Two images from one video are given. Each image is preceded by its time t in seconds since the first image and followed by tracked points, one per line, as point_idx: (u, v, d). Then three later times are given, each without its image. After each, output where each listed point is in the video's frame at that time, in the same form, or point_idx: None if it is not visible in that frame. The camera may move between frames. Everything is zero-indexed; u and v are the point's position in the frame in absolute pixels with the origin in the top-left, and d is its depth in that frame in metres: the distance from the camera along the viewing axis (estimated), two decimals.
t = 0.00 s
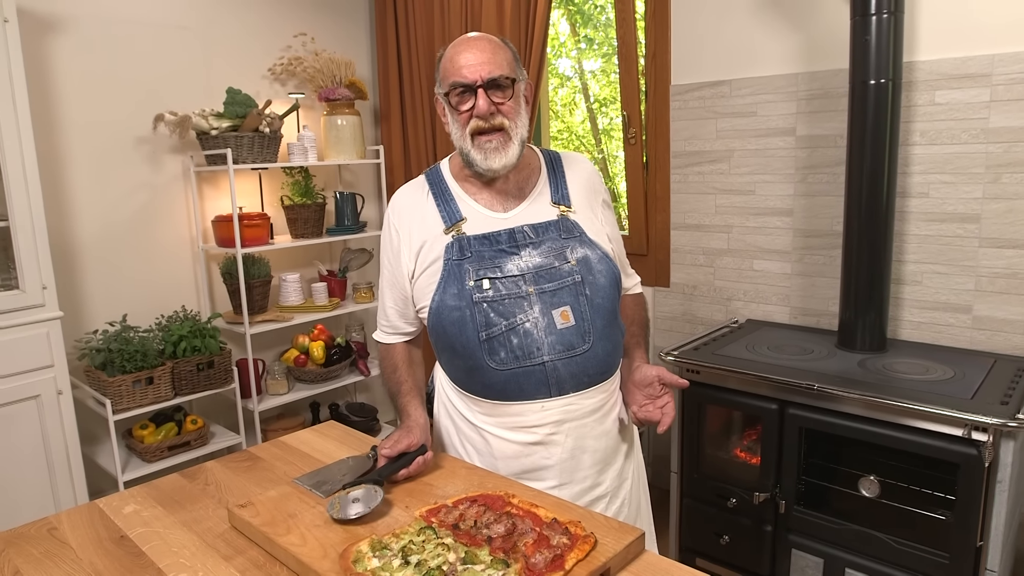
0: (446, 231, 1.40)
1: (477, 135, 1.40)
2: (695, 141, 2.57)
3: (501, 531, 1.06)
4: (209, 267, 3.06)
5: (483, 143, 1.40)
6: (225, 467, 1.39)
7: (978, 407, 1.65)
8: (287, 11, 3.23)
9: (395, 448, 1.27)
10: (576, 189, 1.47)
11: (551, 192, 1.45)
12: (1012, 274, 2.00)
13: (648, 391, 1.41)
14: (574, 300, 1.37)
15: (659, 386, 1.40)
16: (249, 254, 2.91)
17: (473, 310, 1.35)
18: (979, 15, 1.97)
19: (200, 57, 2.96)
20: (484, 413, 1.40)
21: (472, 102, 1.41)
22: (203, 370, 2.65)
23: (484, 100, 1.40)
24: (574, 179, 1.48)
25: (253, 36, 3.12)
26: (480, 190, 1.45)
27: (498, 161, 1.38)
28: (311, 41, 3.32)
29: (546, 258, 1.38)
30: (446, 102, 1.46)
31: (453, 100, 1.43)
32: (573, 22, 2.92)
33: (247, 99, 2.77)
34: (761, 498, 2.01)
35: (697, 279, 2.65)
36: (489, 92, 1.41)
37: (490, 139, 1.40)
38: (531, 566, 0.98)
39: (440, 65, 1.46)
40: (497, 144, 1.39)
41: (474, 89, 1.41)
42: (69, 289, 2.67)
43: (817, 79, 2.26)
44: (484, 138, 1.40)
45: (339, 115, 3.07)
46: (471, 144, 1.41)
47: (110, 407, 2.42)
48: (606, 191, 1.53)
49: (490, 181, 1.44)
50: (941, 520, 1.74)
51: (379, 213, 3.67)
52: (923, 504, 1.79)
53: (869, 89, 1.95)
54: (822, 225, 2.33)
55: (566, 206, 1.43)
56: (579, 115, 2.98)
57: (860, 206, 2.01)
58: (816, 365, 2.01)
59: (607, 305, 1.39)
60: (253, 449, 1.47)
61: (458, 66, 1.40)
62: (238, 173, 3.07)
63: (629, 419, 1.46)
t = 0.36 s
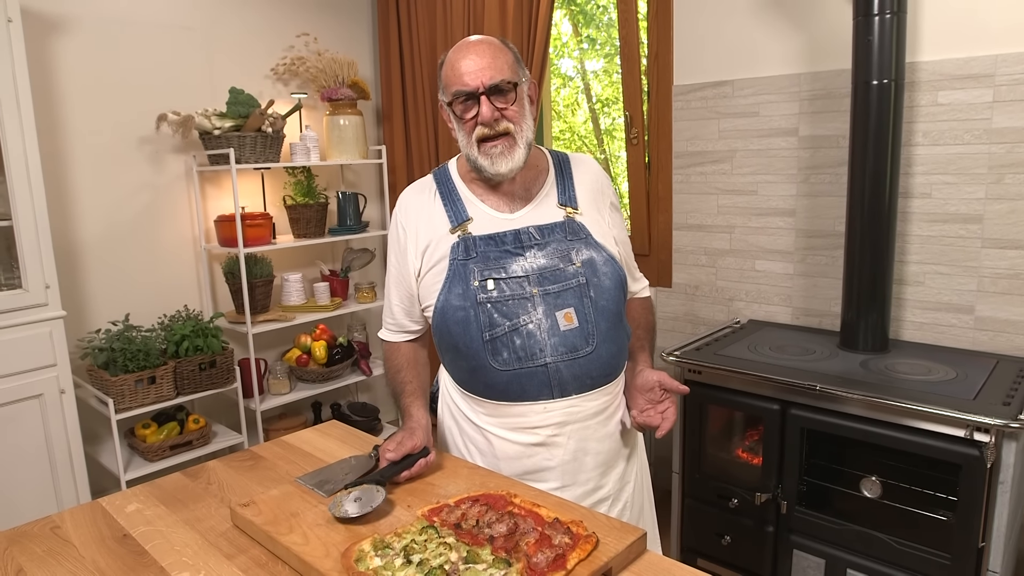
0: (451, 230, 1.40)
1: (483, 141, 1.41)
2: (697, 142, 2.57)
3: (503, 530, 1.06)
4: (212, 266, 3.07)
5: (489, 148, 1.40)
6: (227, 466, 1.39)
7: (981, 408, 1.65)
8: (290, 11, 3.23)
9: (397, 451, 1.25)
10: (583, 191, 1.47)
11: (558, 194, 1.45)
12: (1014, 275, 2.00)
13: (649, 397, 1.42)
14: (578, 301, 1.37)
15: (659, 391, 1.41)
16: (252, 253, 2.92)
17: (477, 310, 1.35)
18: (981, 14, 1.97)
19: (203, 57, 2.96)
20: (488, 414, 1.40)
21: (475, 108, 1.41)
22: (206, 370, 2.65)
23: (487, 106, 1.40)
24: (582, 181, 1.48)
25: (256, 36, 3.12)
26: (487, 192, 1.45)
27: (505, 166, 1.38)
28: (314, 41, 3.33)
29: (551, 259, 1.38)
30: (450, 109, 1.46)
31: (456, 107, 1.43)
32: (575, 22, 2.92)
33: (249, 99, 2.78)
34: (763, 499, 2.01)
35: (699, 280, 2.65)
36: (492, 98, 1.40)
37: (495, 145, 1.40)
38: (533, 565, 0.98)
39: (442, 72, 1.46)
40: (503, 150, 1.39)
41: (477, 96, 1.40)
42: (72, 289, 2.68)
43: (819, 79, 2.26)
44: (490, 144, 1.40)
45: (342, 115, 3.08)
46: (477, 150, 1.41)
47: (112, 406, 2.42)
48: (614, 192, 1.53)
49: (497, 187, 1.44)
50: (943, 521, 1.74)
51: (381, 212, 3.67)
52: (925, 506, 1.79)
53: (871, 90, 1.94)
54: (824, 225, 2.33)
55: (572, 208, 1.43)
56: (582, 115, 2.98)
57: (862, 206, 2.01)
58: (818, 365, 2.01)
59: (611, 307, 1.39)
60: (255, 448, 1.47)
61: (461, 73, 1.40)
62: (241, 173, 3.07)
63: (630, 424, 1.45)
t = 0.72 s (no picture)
0: (452, 230, 1.40)
1: (482, 142, 1.39)
2: (697, 142, 2.57)
3: (502, 530, 1.06)
4: (210, 267, 3.06)
5: (489, 150, 1.39)
6: (226, 466, 1.39)
7: (979, 409, 1.65)
8: (289, 10, 3.23)
9: (394, 454, 1.25)
10: (585, 191, 1.46)
11: (559, 195, 1.44)
12: (1012, 275, 2.00)
13: (648, 399, 1.43)
14: (576, 304, 1.36)
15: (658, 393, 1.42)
16: (251, 253, 2.92)
17: (474, 312, 1.35)
18: (978, 14, 1.97)
19: (202, 57, 2.96)
20: (485, 415, 1.40)
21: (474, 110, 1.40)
22: (204, 370, 2.65)
23: (486, 108, 1.38)
24: (584, 181, 1.47)
25: (254, 36, 3.12)
26: (488, 192, 1.45)
27: (504, 166, 1.38)
28: (313, 41, 3.32)
29: (550, 261, 1.37)
30: (449, 111, 1.45)
31: (455, 109, 1.42)
32: (574, 22, 2.93)
33: (248, 99, 2.78)
34: (761, 499, 2.01)
35: (698, 280, 2.65)
36: (491, 100, 1.39)
37: (494, 146, 1.39)
38: (532, 566, 0.98)
39: (439, 73, 1.44)
40: (502, 151, 1.39)
41: (475, 97, 1.39)
42: (70, 289, 2.68)
43: (819, 80, 2.26)
44: (489, 145, 1.39)
45: (341, 115, 3.07)
46: (476, 151, 1.40)
47: (110, 406, 2.42)
48: (616, 193, 1.52)
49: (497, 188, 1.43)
50: (942, 522, 1.74)
51: (380, 212, 3.67)
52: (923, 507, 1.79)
53: (870, 90, 1.95)
54: (823, 226, 2.33)
55: (573, 209, 1.43)
56: (581, 115, 2.98)
57: (861, 207, 2.01)
58: (817, 365, 2.01)
59: (610, 310, 1.38)
60: (254, 448, 1.47)
61: (460, 74, 1.38)
62: (239, 173, 3.07)
63: (628, 430, 1.45)
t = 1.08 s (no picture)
0: (459, 220, 1.38)
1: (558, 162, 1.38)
2: (696, 143, 2.57)
3: (502, 532, 1.06)
4: (209, 266, 3.06)
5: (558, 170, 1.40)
6: (225, 466, 1.38)
7: (979, 410, 1.65)
8: (289, 10, 3.22)
9: (394, 455, 1.25)
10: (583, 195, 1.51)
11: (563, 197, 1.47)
12: (1012, 277, 2.00)
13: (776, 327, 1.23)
14: (586, 298, 1.36)
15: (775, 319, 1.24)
16: (250, 253, 2.90)
17: (485, 303, 1.33)
18: (979, 16, 1.97)
19: (202, 57, 2.96)
20: (490, 411, 1.37)
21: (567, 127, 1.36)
22: (203, 369, 2.65)
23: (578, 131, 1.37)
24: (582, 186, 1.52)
25: (254, 36, 3.12)
26: (496, 185, 1.44)
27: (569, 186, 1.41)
28: (313, 40, 3.32)
29: (560, 256, 1.38)
30: (534, 117, 1.35)
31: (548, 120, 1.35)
32: (574, 23, 2.93)
33: (248, 98, 2.77)
34: (760, 500, 2.01)
35: (697, 281, 2.65)
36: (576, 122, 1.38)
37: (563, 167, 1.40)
38: (532, 567, 0.98)
39: (533, 76, 1.34)
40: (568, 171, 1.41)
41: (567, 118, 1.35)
42: (69, 288, 2.67)
43: (819, 81, 2.27)
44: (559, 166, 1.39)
45: (340, 115, 3.07)
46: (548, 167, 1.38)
47: (109, 405, 2.42)
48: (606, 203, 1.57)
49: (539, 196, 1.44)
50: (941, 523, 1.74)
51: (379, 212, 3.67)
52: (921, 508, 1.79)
53: (870, 92, 1.95)
54: (822, 227, 2.33)
55: (577, 211, 1.47)
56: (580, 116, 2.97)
57: (861, 209, 2.01)
58: (817, 367, 2.01)
59: (618, 306, 1.40)
60: (253, 448, 1.46)
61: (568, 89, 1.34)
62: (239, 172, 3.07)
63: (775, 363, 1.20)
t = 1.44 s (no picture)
0: (476, 221, 1.37)
1: (523, 127, 1.40)
2: (691, 146, 2.58)
3: (499, 535, 1.06)
4: (203, 268, 3.05)
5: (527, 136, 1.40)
6: (220, 469, 1.38)
7: (972, 412, 1.66)
8: (284, 11, 3.22)
9: (389, 463, 1.24)
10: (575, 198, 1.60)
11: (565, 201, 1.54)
12: (1004, 279, 2.02)
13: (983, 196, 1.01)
14: (604, 295, 1.42)
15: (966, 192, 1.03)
16: (244, 255, 2.89)
17: (517, 304, 1.33)
18: (971, 21, 1.99)
19: (196, 58, 2.95)
20: (518, 414, 1.35)
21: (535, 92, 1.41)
22: (197, 372, 2.64)
23: (547, 97, 1.41)
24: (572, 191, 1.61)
25: (249, 37, 3.11)
26: (507, 186, 1.45)
27: (539, 161, 1.40)
28: (307, 42, 3.31)
29: (577, 255, 1.42)
30: (504, 85, 1.44)
31: (519, 84, 1.42)
32: (569, 25, 2.94)
33: (242, 100, 2.77)
34: (755, 502, 2.02)
35: (692, 283, 2.66)
36: (551, 95, 1.43)
37: (535, 137, 1.41)
38: (529, 569, 0.98)
39: (509, 50, 1.45)
40: (541, 142, 1.41)
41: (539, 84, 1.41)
42: (62, 289, 2.66)
43: (813, 84, 2.28)
44: (526, 130, 1.40)
45: (335, 117, 3.06)
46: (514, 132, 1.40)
47: (102, 408, 2.40)
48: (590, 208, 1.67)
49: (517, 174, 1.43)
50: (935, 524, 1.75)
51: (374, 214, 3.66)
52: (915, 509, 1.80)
53: (864, 95, 1.96)
54: (816, 230, 2.34)
55: (578, 213, 1.54)
56: (574, 118, 2.98)
57: (854, 211, 2.02)
58: (811, 369, 2.02)
59: (626, 303, 1.48)
60: (248, 451, 1.46)
61: (543, 55, 1.41)
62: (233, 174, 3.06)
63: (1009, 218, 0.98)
